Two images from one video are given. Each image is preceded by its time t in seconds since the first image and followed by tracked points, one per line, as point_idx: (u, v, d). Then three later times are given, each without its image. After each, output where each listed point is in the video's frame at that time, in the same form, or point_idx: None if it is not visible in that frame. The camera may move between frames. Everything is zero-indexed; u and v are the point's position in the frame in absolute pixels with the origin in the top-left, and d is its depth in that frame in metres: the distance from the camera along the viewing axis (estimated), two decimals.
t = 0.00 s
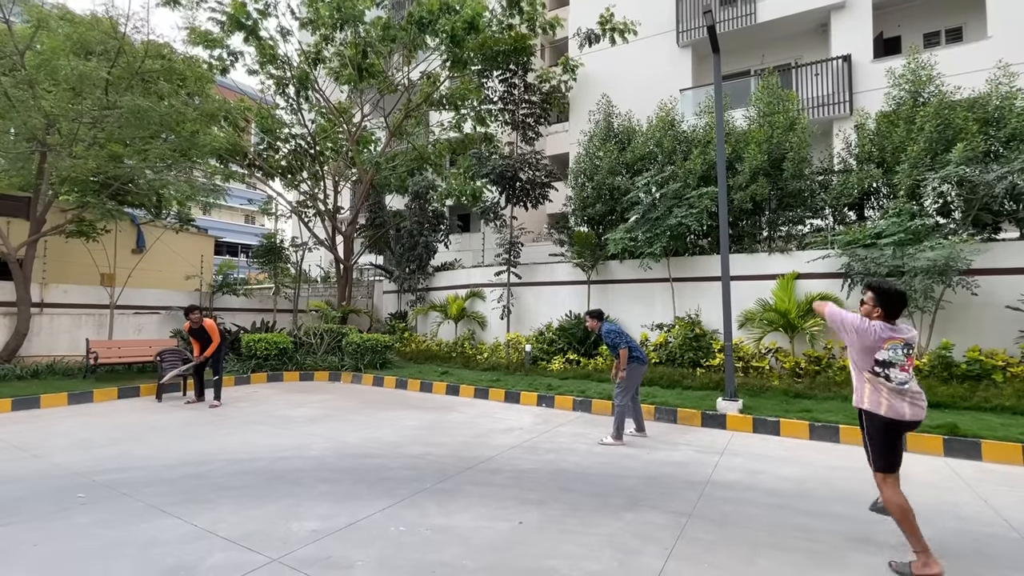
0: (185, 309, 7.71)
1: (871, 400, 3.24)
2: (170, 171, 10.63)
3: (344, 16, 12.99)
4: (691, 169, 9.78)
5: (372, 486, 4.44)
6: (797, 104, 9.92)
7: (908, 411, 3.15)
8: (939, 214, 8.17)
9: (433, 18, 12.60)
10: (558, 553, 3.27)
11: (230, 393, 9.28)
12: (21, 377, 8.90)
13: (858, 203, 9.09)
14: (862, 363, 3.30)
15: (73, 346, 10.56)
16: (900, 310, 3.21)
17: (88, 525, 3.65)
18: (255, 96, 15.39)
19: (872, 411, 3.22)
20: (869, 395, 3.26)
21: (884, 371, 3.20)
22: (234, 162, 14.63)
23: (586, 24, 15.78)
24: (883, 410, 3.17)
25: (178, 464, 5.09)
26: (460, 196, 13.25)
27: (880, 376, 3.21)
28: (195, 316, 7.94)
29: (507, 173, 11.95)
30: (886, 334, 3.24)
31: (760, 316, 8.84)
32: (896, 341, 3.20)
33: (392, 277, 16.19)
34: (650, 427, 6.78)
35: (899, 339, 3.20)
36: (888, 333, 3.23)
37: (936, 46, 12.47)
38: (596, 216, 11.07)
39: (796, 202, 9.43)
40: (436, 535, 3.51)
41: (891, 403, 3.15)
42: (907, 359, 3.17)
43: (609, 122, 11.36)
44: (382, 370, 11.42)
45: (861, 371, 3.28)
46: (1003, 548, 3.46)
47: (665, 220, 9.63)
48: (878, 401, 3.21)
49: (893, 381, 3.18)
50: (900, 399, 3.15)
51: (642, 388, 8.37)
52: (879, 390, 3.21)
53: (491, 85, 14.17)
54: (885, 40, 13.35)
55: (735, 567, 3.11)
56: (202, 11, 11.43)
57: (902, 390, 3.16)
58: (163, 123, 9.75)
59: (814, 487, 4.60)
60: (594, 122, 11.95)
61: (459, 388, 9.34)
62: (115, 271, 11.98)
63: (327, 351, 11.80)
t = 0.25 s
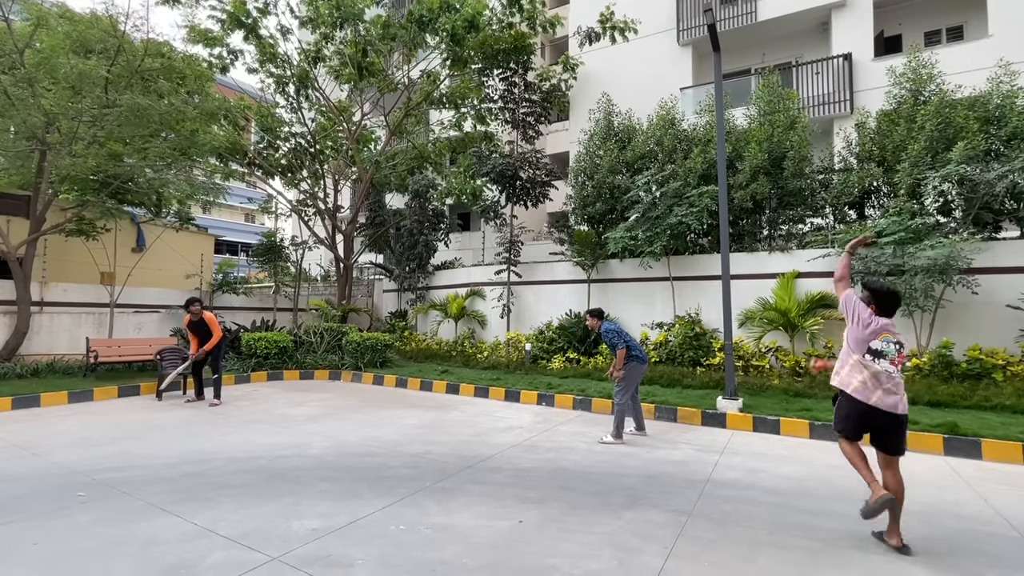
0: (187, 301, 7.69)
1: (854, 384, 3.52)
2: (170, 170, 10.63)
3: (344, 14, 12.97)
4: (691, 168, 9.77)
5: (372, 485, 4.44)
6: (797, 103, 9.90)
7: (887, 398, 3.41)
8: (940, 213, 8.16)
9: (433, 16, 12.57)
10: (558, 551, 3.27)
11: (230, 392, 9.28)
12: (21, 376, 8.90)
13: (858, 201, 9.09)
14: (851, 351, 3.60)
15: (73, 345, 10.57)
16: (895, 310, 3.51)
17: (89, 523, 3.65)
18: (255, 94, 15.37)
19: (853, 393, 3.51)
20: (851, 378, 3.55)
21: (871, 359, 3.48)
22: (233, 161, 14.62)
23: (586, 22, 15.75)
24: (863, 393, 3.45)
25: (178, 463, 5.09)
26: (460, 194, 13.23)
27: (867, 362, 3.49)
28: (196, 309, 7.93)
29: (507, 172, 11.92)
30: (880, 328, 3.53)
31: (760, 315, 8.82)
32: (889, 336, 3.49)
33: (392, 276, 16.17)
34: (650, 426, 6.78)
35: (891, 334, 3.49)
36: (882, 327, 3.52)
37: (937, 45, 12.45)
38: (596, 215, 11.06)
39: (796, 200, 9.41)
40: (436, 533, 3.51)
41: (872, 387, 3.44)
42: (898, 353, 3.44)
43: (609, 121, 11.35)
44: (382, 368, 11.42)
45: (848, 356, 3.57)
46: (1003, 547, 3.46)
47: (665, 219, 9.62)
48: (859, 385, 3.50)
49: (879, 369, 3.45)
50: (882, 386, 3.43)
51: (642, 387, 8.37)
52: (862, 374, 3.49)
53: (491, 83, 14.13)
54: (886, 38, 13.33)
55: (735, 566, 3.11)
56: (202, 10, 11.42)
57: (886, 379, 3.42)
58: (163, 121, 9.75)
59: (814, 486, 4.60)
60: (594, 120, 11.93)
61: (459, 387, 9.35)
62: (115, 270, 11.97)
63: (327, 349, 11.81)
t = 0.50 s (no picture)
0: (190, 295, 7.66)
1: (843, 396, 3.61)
2: (170, 169, 10.64)
3: (344, 13, 12.96)
4: (692, 167, 9.76)
5: (372, 484, 4.44)
6: (798, 101, 9.88)
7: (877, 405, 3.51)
8: (941, 212, 8.15)
9: (433, 15, 12.54)
10: (558, 550, 3.26)
11: (230, 391, 9.27)
12: (21, 375, 8.89)
13: (859, 200, 9.08)
14: (835, 363, 3.70)
15: (73, 344, 10.57)
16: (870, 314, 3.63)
17: (88, 522, 3.64)
18: (255, 93, 15.36)
19: (843, 405, 3.60)
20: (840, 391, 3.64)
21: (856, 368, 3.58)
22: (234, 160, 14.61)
23: (586, 21, 15.73)
24: (854, 403, 3.54)
25: (178, 462, 5.09)
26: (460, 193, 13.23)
27: (852, 373, 3.59)
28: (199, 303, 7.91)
29: (507, 171, 11.91)
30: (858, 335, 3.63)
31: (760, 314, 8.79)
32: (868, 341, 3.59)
33: (392, 275, 16.17)
34: (650, 425, 6.78)
35: (870, 339, 3.59)
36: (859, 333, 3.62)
37: (938, 44, 12.42)
38: (596, 214, 11.05)
39: (797, 199, 9.39)
40: (436, 533, 3.50)
41: (862, 396, 3.53)
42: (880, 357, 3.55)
43: (609, 120, 11.35)
44: (382, 367, 11.41)
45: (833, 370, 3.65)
46: (1005, 546, 3.45)
47: (665, 219, 9.61)
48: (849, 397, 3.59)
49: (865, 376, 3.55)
50: (871, 393, 3.53)
51: (642, 386, 8.37)
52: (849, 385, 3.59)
53: (491, 82, 14.11)
54: (887, 37, 13.30)
55: (736, 565, 3.10)
56: (201, 8, 11.41)
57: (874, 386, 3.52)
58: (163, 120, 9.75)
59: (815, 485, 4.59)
60: (594, 119, 11.92)
61: (459, 386, 9.34)
62: (115, 269, 11.97)
63: (327, 348, 11.81)
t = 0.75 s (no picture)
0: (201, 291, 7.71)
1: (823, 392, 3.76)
2: (171, 167, 10.65)
3: (344, 11, 12.95)
4: (693, 166, 9.74)
5: (372, 483, 4.44)
6: (799, 100, 9.86)
7: (857, 395, 3.63)
8: (943, 211, 8.13)
9: (433, 13, 12.52)
10: (558, 549, 3.26)
11: (230, 390, 9.27)
12: (22, 373, 8.91)
13: (861, 199, 9.05)
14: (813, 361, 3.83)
15: (74, 342, 10.59)
16: (834, 308, 3.78)
17: (89, 521, 3.64)
18: (255, 91, 15.36)
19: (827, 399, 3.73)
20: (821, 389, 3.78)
21: (831, 363, 3.73)
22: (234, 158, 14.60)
23: (587, 19, 15.69)
24: (834, 397, 3.68)
25: (179, 460, 5.09)
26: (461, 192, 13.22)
27: (830, 368, 3.73)
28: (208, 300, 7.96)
29: (508, 169, 11.89)
30: (827, 331, 3.79)
31: (761, 313, 8.75)
32: (837, 335, 3.75)
33: (393, 274, 16.15)
34: (650, 424, 6.77)
35: (838, 332, 3.75)
36: (827, 330, 3.79)
37: (940, 42, 12.37)
38: (597, 212, 11.03)
39: (799, 198, 9.37)
40: (436, 531, 3.50)
41: (840, 389, 3.66)
42: (852, 347, 3.67)
43: (610, 118, 11.33)
44: (383, 366, 11.41)
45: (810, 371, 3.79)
46: (1006, 546, 3.44)
47: (666, 217, 9.59)
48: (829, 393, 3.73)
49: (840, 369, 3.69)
50: (849, 385, 3.65)
51: (642, 385, 8.36)
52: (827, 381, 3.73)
53: (492, 81, 14.08)
54: (889, 35, 13.25)
55: (736, 565, 3.10)
56: (202, 6, 11.40)
57: (850, 377, 3.65)
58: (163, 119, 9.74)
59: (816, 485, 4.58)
60: (595, 118, 11.90)
61: (459, 385, 9.34)
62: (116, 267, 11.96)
63: (328, 347, 11.82)
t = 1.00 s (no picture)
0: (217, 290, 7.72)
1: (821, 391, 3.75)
2: (171, 166, 10.66)
3: (344, 10, 12.94)
4: (694, 164, 9.72)
5: (373, 482, 4.44)
6: (801, 99, 9.84)
7: (857, 392, 3.65)
8: (944, 210, 8.09)
9: (434, 12, 12.51)
10: (558, 548, 3.26)
11: (231, 388, 9.28)
12: (23, 372, 8.92)
13: (862, 198, 9.04)
14: (810, 359, 3.81)
15: (76, 340, 10.63)
16: (830, 306, 3.79)
17: (90, 519, 3.65)
18: (256, 90, 15.36)
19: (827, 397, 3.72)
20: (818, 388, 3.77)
21: (830, 361, 3.72)
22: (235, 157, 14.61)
23: (588, 18, 15.66)
24: (835, 394, 3.67)
25: (179, 459, 5.10)
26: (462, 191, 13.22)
27: (829, 366, 3.72)
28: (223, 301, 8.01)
29: (509, 168, 11.88)
30: (825, 329, 3.79)
31: (763, 312, 8.73)
32: (835, 332, 3.75)
33: (393, 273, 16.14)
34: (651, 423, 6.77)
35: (837, 329, 3.75)
36: (826, 327, 3.78)
37: (942, 41, 12.33)
38: (598, 211, 11.02)
39: (800, 197, 9.36)
40: (436, 530, 3.50)
41: (840, 387, 3.67)
42: (849, 345, 3.70)
43: (611, 117, 11.33)
44: (384, 365, 11.42)
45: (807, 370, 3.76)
46: (1006, 545, 3.44)
47: (667, 217, 9.57)
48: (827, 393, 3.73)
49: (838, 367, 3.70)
50: (849, 383, 3.66)
51: (643, 384, 8.36)
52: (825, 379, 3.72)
53: (493, 80, 14.06)
54: (891, 34, 13.23)
55: (737, 564, 3.10)
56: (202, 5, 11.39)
57: (850, 375, 3.66)
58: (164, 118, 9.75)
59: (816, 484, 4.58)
60: (596, 116, 11.89)
61: (460, 384, 9.34)
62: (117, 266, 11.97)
63: (329, 346, 11.83)
